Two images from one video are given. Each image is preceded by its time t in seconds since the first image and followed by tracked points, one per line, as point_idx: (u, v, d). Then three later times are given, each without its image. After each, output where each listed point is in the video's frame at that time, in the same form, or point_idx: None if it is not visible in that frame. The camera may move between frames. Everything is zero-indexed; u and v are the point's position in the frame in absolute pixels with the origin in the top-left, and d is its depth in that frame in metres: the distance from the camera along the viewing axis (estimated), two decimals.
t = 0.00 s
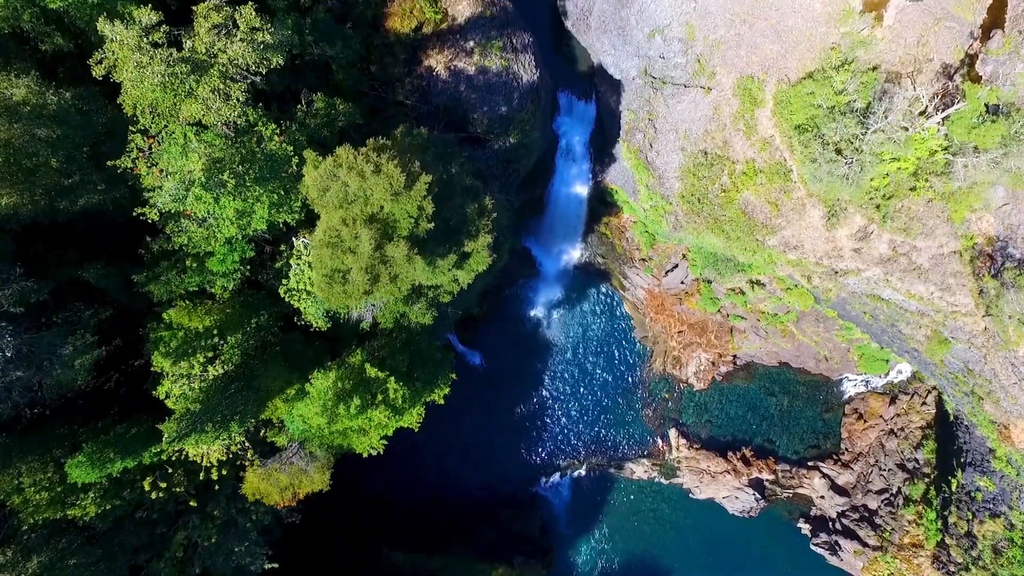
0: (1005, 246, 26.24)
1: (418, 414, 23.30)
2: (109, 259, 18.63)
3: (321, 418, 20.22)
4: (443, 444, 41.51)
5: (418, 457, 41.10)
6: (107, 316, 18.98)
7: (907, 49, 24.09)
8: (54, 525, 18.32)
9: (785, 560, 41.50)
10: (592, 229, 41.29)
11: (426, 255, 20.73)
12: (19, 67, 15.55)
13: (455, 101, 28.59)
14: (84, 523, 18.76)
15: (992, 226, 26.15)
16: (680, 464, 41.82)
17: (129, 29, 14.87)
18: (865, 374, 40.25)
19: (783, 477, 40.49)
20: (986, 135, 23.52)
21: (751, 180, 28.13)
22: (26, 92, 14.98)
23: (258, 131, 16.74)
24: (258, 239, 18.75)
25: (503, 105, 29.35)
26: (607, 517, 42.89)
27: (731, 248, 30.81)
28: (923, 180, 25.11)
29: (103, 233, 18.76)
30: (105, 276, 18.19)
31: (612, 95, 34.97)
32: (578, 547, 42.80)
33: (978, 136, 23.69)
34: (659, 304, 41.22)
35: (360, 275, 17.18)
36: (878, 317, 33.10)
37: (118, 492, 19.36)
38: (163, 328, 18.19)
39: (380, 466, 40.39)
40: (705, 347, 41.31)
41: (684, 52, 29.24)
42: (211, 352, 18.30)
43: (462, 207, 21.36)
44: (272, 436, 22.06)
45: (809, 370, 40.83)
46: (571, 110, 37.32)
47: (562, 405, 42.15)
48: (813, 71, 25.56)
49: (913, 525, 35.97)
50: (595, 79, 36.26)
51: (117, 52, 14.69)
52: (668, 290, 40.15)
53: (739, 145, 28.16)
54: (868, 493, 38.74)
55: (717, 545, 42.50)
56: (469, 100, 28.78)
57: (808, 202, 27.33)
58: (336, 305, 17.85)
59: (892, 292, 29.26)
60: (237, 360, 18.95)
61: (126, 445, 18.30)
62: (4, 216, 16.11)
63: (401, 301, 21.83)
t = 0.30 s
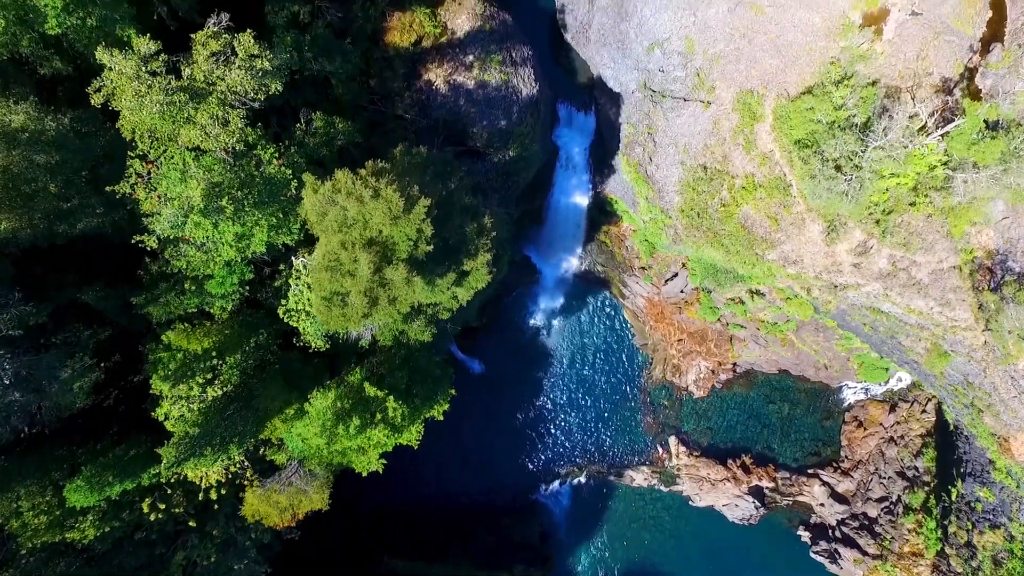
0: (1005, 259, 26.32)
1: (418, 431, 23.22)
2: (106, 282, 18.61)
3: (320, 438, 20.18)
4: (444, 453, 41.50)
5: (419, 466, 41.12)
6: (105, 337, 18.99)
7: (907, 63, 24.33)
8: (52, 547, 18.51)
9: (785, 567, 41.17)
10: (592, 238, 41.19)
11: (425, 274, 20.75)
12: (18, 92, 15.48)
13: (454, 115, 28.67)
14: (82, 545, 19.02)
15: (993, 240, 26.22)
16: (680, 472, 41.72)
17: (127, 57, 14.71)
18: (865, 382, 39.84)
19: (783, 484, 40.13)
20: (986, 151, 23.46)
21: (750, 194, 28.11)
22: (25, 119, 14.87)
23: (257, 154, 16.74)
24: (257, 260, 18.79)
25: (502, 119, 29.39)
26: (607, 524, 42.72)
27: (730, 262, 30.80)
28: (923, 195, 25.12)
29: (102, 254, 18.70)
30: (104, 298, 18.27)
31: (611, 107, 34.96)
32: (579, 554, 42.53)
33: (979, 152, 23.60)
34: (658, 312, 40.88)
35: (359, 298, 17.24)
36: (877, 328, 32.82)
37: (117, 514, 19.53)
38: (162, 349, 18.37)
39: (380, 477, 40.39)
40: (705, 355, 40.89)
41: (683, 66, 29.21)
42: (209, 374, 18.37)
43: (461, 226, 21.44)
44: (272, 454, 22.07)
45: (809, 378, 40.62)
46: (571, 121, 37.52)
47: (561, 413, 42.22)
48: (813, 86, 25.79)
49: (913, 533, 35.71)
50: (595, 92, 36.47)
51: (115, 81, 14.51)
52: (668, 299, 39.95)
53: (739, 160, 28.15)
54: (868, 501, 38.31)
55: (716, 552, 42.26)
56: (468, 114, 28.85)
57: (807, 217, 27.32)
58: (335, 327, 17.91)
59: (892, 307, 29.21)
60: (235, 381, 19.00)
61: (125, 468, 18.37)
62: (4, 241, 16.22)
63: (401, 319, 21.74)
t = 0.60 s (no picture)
0: (1005, 273, 26.40)
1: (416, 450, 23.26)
2: (105, 304, 18.68)
3: (319, 457, 20.20)
4: (443, 460, 41.29)
5: (418, 474, 40.85)
6: (104, 357, 19.10)
7: (907, 76, 24.69)
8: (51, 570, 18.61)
9: (785, 574, 40.84)
10: (591, 246, 41.08)
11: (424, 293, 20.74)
12: (16, 117, 15.49)
13: (454, 129, 28.70)
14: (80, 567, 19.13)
15: (993, 253, 26.23)
16: (680, 480, 41.41)
17: (127, 85, 14.76)
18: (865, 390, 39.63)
19: (783, 492, 40.04)
20: (985, 168, 23.59)
21: (750, 209, 28.03)
22: (24, 144, 14.82)
23: (256, 178, 16.71)
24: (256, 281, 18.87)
25: (502, 133, 29.39)
26: (606, 532, 42.36)
27: (730, 275, 30.77)
28: (923, 209, 25.16)
29: (100, 275, 18.69)
30: (103, 320, 18.33)
31: (611, 118, 34.99)
32: (581, 558, 42.19)
33: (978, 169, 23.74)
34: (658, 320, 40.79)
35: (358, 320, 17.30)
36: (877, 340, 32.69)
37: (116, 535, 19.66)
38: (161, 370, 18.40)
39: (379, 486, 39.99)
40: (705, 363, 40.96)
41: (683, 79, 29.18)
42: (208, 396, 18.36)
43: (460, 245, 21.53)
44: (271, 472, 22.28)
45: (809, 386, 40.46)
46: (570, 132, 37.65)
47: (561, 420, 42.10)
48: (812, 100, 25.85)
49: (913, 542, 35.67)
50: (595, 103, 36.53)
51: (115, 109, 14.56)
52: (668, 307, 39.81)
53: (738, 174, 28.09)
54: (867, 509, 38.20)
55: (716, 559, 41.99)
56: (467, 128, 28.88)
57: (807, 231, 27.25)
58: (334, 349, 17.91)
59: (892, 321, 29.16)
60: (234, 400, 19.03)
61: (123, 489, 18.50)
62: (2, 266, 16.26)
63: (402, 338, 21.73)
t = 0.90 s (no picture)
0: (1004, 285, 26.46)
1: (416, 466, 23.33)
2: (104, 324, 18.68)
3: (317, 476, 20.15)
4: (443, 467, 41.13)
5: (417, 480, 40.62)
6: (102, 376, 19.12)
7: (906, 90, 24.76)
8: None
9: None
10: (591, 254, 40.96)
11: (424, 311, 20.79)
12: (15, 141, 15.58)
13: (454, 143, 28.72)
14: None
15: (992, 266, 26.30)
16: (680, 487, 41.21)
17: (125, 113, 14.76)
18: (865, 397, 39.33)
19: (783, 499, 39.65)
20: (984, 183, 23.76)
21: (750, 223, 27.96)
22: (23, 170, 14.85)
23: (255, 201, 16.74)
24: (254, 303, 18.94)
25: (502, 147, 29.43)
26: (606, 538, 42.07)
27: (729, 287, 30.73)
28: (922, 223, 25.15)
29: (99, 295, 18.69)
30: (102, 340, 18.28)
31: (611, 130, 34.99)
32: (579, 566, 41.80)
33: (977, 185, 23.94)
34: (657, 328, 40.49)
35: (356, 343, 17.33)
36: (877, 350, 32.35)
37: (115, 556, 19.89)
38: (160, 391, 18.37)
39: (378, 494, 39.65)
40: (704, 371, 40.53)
41: (682, 93, 29.19)
42: (207, 418, 18.42)
43: (460, 263, 21.67)
44: (268, 490, 22.12)
45: (808, 393, 40.23)
46: (570, 143, 37.75)
47: (561, 427, 42.01)
48: (812, 114, 25.86)
49: (913, 550, 35.41)
50: (595, 114, 36.51)
51: (113, 137, 14.55)
52: (668, 315, 39.38)
53: (738, 188, 28.05)
54: (867, 517, 38.06)
55: (716, 566, 41.64)
56: (467, 142, 28.90)
57: (807, 245, 27.21)
58: (334, 370, 17.85)
59: (892, 335, 29.14)
60: (233, 420, 19.07)
61: (122, 510, 18.76)
62: None
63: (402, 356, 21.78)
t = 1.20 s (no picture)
0: (1003, 297, 26.65)
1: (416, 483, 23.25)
2: (103, 344, 18.67)
3: (316, 495, 20.14)
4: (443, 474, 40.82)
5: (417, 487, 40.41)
6: (102, 395, 19.19)
7: (905, 104, 24.83)
8: None
9: None
10: (591, 261, 40.72)
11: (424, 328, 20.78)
12: (15, 164, 15.62)
13: (453, 156, 28.74)
14: None
15: (992, 278, 26.45)
16: (680, 493, 41.04)
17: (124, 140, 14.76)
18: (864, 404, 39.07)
19: (783, 506, 39.50)
20: (982, 198, 23.82)
21: (749, 236, 27.91)
22: (21, 194, 14.75)
23: (254, 224, 16.77)
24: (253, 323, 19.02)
25: (501, 160, 29.46)
26: (606, 545, 41.73)
27: (728, 299, 30.63)
28: (922, 237, 25.12)
29: (98, 315, 18.72)
30: (101, 360, 18.29)
31: (610, 141, 35.02)
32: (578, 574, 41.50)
33: (977, 200, 23.99)
34: (657, 336, 39.90)
35: (355, 365, 17.42)
36: (876, 360, 32.01)
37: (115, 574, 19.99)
38: (160, 411, 18.43)
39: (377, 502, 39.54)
40: (704, 379, 39.98)
41: (682, 105, 29.20)
42: (207, 438, 18.46)
43: (460, 281, 21.82)
44: (267, 506, 22.02)
45: (808, 400, 39.59)
46: (570, 154, 37.87)
47: (561, 434, 41.48)
48: (812, 128, 25.87)
49: (913, 558, 35.09)
50: (594, 125, 36.51)
51: (112, 164, 14.55)
52: (668, 323, 39.03)
53: (738, 201, 28.02)
54: (867, 524, 37.79)
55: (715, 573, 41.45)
56: (466, 155, 28.94)
57: (806, 258, 27.17)
58: (332, 392, 18.04)
59: (891, 349, 29.08)
60: (231, 440, 19.10)
61: (121, 531, 18.78)
62: None
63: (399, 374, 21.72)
